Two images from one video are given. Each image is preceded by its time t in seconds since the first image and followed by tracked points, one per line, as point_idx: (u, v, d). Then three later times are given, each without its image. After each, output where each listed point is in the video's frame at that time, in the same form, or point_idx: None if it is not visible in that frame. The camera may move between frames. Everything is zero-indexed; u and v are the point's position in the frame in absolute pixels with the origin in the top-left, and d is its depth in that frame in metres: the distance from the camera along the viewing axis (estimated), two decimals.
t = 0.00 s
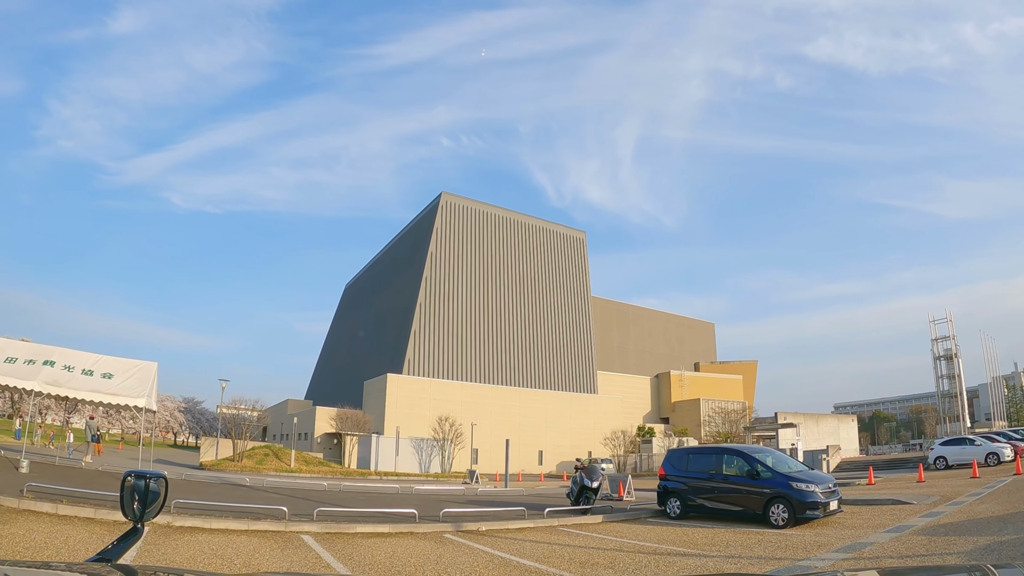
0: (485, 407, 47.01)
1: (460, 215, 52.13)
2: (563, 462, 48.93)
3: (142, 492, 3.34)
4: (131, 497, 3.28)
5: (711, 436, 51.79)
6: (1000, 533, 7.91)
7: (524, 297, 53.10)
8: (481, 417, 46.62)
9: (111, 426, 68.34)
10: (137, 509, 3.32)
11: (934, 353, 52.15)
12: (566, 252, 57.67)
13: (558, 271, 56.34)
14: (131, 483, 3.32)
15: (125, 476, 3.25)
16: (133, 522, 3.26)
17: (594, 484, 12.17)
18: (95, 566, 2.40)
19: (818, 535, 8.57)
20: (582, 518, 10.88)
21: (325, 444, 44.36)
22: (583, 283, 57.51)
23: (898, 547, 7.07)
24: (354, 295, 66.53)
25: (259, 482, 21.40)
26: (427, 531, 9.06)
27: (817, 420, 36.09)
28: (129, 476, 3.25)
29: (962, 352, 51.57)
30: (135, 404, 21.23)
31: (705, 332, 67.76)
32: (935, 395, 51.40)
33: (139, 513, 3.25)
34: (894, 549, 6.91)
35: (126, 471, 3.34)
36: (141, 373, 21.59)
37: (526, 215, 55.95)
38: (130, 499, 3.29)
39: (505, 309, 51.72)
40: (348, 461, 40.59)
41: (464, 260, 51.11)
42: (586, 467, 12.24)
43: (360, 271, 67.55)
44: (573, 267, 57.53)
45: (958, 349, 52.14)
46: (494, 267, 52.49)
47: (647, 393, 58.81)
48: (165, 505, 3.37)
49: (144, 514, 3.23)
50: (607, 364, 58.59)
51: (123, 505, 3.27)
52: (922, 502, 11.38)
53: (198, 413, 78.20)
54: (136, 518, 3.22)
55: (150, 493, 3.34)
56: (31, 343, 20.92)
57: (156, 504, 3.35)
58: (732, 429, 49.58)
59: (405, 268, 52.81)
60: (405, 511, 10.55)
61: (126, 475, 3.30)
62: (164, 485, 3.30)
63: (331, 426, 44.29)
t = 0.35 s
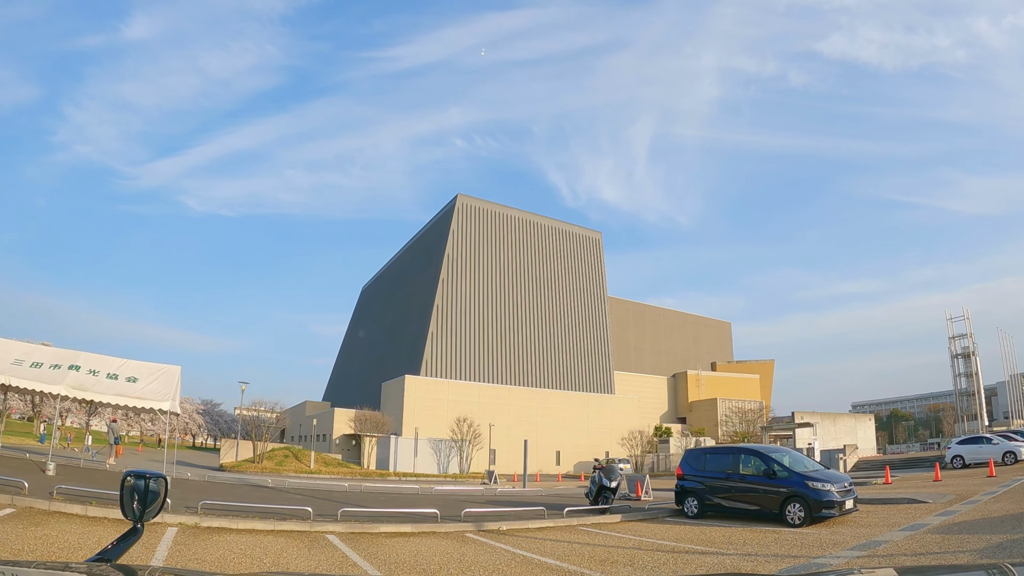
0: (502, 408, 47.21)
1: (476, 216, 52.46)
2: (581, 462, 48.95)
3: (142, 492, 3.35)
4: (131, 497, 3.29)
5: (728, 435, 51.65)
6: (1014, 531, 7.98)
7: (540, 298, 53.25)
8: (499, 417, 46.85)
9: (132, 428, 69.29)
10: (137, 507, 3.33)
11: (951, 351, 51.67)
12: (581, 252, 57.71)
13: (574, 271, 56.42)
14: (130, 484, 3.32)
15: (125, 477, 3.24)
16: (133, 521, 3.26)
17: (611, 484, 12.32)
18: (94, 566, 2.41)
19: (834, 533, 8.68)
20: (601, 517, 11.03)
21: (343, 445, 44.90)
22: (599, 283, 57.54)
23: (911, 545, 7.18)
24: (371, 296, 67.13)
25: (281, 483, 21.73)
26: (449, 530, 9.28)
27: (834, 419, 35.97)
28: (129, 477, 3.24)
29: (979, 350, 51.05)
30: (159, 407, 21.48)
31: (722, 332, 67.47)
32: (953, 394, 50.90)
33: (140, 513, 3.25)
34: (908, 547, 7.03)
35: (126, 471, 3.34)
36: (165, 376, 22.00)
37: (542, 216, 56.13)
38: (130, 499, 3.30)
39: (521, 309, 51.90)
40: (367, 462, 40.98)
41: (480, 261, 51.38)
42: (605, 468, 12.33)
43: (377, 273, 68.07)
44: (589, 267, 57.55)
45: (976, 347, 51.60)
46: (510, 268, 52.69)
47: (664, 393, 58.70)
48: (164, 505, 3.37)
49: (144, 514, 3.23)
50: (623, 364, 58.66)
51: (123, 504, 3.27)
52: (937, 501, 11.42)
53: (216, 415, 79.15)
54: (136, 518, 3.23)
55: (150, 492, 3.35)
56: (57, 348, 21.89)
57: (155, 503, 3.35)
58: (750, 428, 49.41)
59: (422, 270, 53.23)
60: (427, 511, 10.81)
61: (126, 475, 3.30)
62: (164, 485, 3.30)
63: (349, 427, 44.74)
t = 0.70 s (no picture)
0: (518, 405, 47.41)
1: (490, 214, 52.64)
2: (597, 459, 49.03)
3: (143, 492, 3.37)
4: (131, 497, 3.31)
5: (744, 430, 51.54)
6: None
7: (555, 295, 53.31)
8: (515, 414, 47.06)
9: (150, 429, 70.12)
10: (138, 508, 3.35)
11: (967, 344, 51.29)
12: (595, 249, 57.67)
13: (588, 267, 56.39)
14: (131, 484, 3.34)
15: (125, 477, 3.26)
16: (133, 521, 3.28)
17: (629, 480, 12.43)
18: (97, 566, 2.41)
19: (848, 526, 8.76)
20: (619, 512, 11.16)
21: (360, 444, 45.32)
22: (614, 279, 57.53)
23: (925, 538, 7.27)
24: (386, 295, 67.58)
25: (301, 481, 22.02)
26: (469, 526, 9.46)
27: (850, 413, 35.86)
28: (129, 477, 3.26)
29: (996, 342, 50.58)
30: (180, 409, 21.76)
31: (736, 327, 67.19)
32: (969, 387, 50.49)
33: (140, 512, 3.26)
34: (921, 540, 7.11)
35: (126, 472, 3.36)
36: (186, 378, 22.34)
37: (555, 213, 56.19)
38: (130, 499, 3.31)
39: (536, 307, 52.01)
40: (385, 460, 41.34)
41: (494, 259, 51.54)
42: (622, 464, 12.42)
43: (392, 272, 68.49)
44: (603, 263, 57.50)
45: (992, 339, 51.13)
46: (524, 265, 52.82)
47: (679, 388, 58.61)
48: (164, 504, 3.39)
49: (144, 512, 3.25)
50: (637, 360, 58.68)
51: (125, 503, 3.30)
52: (953, 494, 11.45)
53: (233, 415, 79.96)
54: (136, 517, 3.25)
55: (150, 492, 3.37)
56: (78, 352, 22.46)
57: (156, 503, 3.38)
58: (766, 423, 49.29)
59: (437, 268, 53.55)
60: (447, 508, 11.01)
61: (127, 475, 3.33)
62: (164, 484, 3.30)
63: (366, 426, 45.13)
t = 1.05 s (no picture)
0: (539, 405, 47.60)
1: (509, 215, 52.91)
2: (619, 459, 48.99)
3: (143, 492, 3.37)
4: (131, 497, 3.32)
5: (765, 429, 51.24)
6: None
7: (574, 295, 53.42)
8: (537, 415, 47.27)
9: (175, 432, 71.06)
10: (138, 508, 3.36)
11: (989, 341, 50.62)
12: (614, 249, 57.64)
13: (607, 268, 56.37)
14: (131, 484, 3.35)
15: (125, 477, 3.26)
16: (133, 521, 3.29)
17: (651, 479, 12.61)
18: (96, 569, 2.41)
19: (868, 525, 8.85)
20: (641, 510, 11.33)
21: (382, 445, 45.81)
22: (633, 279, 57.50)
23: (943, 535, 7.37)
24: (407, 297, 68.15)
25: (326, 482, 22.37)
26: (494, 525, 9.68)
27: (871, 412, 35.60)
28: (128, 477, 3.25)
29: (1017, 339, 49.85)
30: (209, 412, 22.21)
31: (756, 326, 66.78)
32: (990, 384, 49.82)
33: (140, 513, 3.26)
34: (939, 537, 7.22)
35: (126, 471, 3.36)
36: (214, 381, 22.77)
37: (574, 214, 56.29)
38: (131, 499, 3.32)
39: (555, 307, 52.14)
40: (407, 461, 41.75)
41: (513, 260, 51.79)
42: (644, 463, 12.60)
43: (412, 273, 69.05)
44: (622, 264, 57.45)
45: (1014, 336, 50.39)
46: (543, 265, 53.00)
47: (700, 388, 58.39)
48: (165, 503, 3.40)
49: (146, 511, 3.26)
50: (657, 359, 58.61)
51: (126, 503, 3.29)
52: (973, 493, 11.45)
53: (255, 417, 80.82)
54: (137, 516, 3.25)
55: (150, 492, 3.36)
56: (106, 356, 23.06)
57: (155, 503, 3.39)
58: (787, 422, 48.97)
59: (457, 269, 53.96)
60: (472, 508, 11.26)
61: (126, 476, 3.32)
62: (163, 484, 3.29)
63: (388, 427, 45.60)
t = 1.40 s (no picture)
0: (563, 406, 47.77)
1: (532, 216, 53.16)
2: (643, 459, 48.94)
3: (142, 491, 3.50)
4: (132, 496, 3.45)
5: (790, 429, 50.90)
6: None
7: (596, 296, 53.50)
8: (562, 415, 47.47)
9: (203, 434, 72.36)
10: (138, 506, 3.50)
11: (1016, 337, 49.83)
12: (637, 248, 57.59)
13: (629, 267, 56.32)
14: (131, 484, 3.47)
15: (125, 477, 3.39)
16: (133, 519, 3.42)
17: (677, 479, 12.79)
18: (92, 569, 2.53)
19: (892, 523, 8.96)
20: (668, 511, 11.51)
21: (408, 446, 46.42)
22: (656, 279, 57.38)
23: (967, 534, 7.48)
24: (431, 299, 68.83)
25: (355, 484, 22.79)
26: (523, 525, 9.96)
27: (897, 410, 35.28)
28: (129, 477, 3.39)
29: None
30: (242, 415, 22.63)
31: (780, 324, 66.28)
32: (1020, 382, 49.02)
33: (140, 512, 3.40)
34: (963, 536, 7.33)
35: (126, 472, 3.49)
36: (246, 385, 23.27)
37: (596, 214, 56.36)
38: (131, 498, 3.45)
39: (577, 307, 52.27)
40: (433, 462, 42.24)
41: (537, 261, 52.02)
42: (671, 463, 12.78)
43: (436, 275, 69.73)
44: (645, 263, 57.36)
45: None
46: (566, 266, 53.15)
47: (725, 387, 58.12)
48: (164, 502, 3.53)
49: (145, 508, 3.38)
50: (680, 358, 58.43)
51: (126, 501, 3.42)
52: (998, 492, 11.48)
53: (281, 419, 82.02)
54: (136, 514, 3.37)
55: (149, 491, 3.49)
56: (140, 361, 23.98)
57: (154, 502, 3.53)
58: (812, 421, 48.58)
59: (481, 271, 54.42)
60: (501, 509, 11.54)
61: (127, 476, 3.45)
62: (162, 484, 3.42)
63: (414, 428, 46.15)
